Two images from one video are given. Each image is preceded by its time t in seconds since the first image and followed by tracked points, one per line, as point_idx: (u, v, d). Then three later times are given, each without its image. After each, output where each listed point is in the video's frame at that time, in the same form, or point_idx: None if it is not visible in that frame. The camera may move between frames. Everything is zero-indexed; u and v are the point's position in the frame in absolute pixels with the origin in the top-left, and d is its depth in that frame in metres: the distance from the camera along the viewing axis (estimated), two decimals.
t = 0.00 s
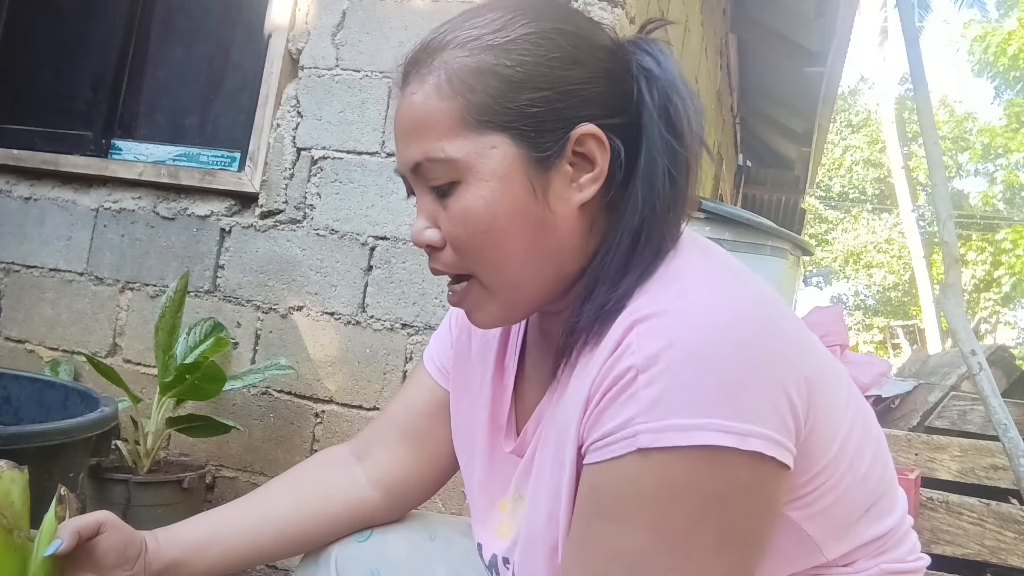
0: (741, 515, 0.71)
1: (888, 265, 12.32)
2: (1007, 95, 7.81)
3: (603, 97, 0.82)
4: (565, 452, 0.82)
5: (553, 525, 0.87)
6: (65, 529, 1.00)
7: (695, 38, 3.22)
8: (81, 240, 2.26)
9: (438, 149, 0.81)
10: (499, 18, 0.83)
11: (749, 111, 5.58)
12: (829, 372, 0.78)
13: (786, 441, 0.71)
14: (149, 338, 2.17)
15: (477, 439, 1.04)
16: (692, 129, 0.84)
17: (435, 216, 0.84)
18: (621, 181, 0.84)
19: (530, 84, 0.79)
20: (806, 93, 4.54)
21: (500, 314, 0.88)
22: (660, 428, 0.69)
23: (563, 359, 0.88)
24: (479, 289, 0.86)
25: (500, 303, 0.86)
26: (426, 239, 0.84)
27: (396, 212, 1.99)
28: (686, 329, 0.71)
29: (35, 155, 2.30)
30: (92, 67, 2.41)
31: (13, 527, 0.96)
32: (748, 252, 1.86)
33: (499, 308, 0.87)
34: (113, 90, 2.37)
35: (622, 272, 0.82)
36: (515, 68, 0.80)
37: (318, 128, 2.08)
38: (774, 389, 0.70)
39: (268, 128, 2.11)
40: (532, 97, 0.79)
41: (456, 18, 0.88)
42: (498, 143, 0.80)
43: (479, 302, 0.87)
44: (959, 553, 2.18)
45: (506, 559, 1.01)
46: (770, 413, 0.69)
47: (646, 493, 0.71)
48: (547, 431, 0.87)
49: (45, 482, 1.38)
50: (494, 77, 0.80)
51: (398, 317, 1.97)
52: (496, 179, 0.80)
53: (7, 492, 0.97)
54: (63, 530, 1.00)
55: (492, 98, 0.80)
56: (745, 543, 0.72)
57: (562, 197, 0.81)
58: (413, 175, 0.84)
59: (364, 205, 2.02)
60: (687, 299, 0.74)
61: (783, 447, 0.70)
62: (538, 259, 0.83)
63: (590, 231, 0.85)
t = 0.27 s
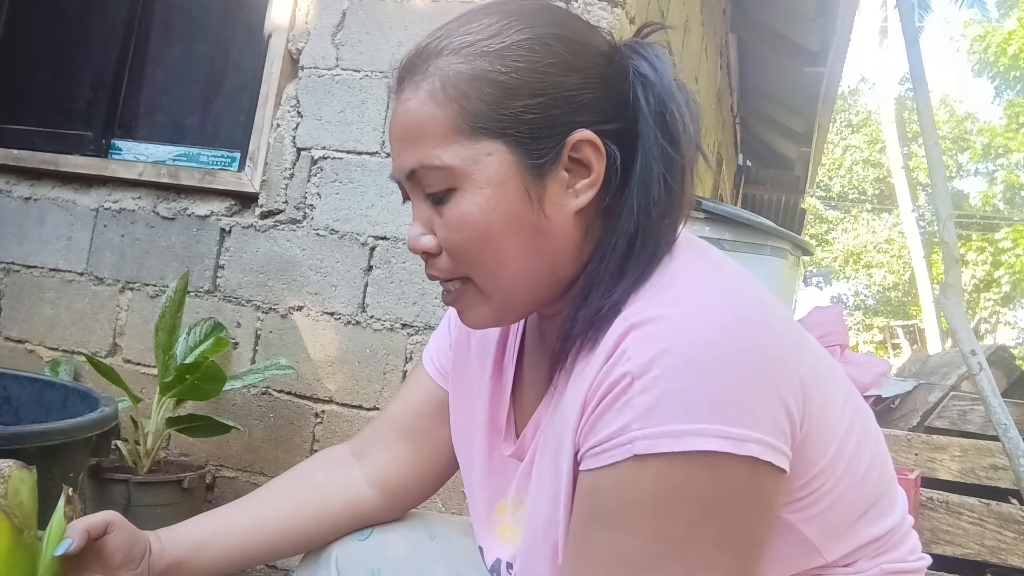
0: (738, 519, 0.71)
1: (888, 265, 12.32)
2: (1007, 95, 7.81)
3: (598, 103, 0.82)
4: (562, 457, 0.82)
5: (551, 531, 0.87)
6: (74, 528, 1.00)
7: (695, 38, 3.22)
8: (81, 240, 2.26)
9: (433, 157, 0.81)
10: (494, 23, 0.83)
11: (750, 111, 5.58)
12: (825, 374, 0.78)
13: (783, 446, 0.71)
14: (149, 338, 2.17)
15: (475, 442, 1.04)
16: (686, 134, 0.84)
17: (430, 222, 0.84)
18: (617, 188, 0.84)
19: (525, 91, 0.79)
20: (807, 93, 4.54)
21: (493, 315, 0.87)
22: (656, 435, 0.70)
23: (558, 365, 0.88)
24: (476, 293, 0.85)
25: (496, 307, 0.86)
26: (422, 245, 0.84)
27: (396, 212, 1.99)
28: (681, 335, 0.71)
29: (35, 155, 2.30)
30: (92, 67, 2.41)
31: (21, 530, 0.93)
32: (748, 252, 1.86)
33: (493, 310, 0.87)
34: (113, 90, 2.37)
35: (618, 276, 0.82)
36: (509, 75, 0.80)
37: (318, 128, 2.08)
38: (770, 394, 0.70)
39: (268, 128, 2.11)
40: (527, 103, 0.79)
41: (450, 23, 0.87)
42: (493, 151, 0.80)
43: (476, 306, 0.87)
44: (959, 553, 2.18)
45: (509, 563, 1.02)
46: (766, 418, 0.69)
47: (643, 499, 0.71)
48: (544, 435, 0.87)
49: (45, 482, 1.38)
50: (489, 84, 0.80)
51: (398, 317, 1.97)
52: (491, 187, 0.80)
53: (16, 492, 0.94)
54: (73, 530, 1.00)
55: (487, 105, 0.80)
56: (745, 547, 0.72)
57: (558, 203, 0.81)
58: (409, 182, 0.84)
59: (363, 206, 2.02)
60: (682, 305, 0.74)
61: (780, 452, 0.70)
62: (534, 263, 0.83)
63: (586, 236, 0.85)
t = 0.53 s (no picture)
0: (739, 522, 0.70)
1: (888, 265, 12.32)
2: (1007, 95, 7.81)
3: (599, 104, 0.82)
4: (561, 463, 0.82)
5: (552, 537, 0.87)
6: (79, 529, 1.02)
7: (695, 38, 3.22)
8: (81, 240, 2.26)
9: (432, 154, 0.81)
10: (497, 22, 0.83)
11: (749, 111, 5.58)
12: (822, 374, 0.78)
13: (781, 448, 0.71)
14: (149, 338, 2.17)
15: (473, 446, 1.04)
16: (685, 137, 0.85)
17: (427, 221, 0.84)
18: (616, 190, 0.84)
19: (525, 91, 0.79)
20: (806, 93, 4.54)
21: (489, 318, 0.87)
22: (654, 442, 0.70)
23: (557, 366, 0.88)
24: (473, 294, 0.86)
25: (493, 308, 0.86)
26: (418, 244, 0.84)
27: (396, 212, 1.99)
28: (676, 341, 0.71)
29: (35, 155, 2.30)
30: (92, 67, 2.41)
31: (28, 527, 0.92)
32: (748, 252, 1.86)
33: (490, 312, 0.87)
34: (113, 90, 2.37)
35: (616, 279, 0.82)
36: (511, 74, 0.80)
37: (318, 128, 2.08)
38: (766, 398, 0.70)
39: (268, 128, 2.11)
40: (527, 103, 0.79)
41: (453, 21, 0.87)
42: (492, 150, 0.80)
43: (473, 308, 0.87)
44: (959, 553, 2.18)
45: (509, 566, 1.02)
46: (763, 422, 0.69)
47: (644, 505, 0.71)
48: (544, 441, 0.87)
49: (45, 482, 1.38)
50: (490, 82, 0.80)
51: (398, 317, 1.97)
52: (490, 186, 0.80)
53: (23, 491, 0.93)
54: (79, 531, 1.01)
55: (487, 104, 0.80)
56: (746, 550, 0.72)
57: (556, 204, 0.81)
58: (407, 179, 0.84)
59: (364, 206, 2.02)
60: (676, 310, 0.74)
61: (778, 454, 0.70)
62: (532, 265, 0.83)
63: (584, 239, 0.85)
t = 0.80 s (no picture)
0: (734, 520, 0.70)
1: (888, 265, 12.32)
2: (1007, 95, 7.81)
3: (600, 102, 0.82)
4: (559, 456, 0.82)
5: (547, 531, 0.87)
6: (81, 528, 1.00)
7: (695, 38, 3.21)
8: (81, 240, 2.26)
9: (434, 153, 0.81)
10: (497, 21, 0.83)
11: (749, 111, 5.58)
12: (823, 375, 0.78)
13: (779, 446, 0.71)
14: (149, 338, 2.17)
15: (474, 442, 1.04)
16: (686, 134, 0.85)
17: (430, 220, 0.84)
18: (618, 188, 0.84)
19: (526, 88, 0.79)
20: (806, 93, 4.54)
21: (495, 319, 0.88)
22: (651, 434, 0.70)
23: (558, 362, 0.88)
24: (475, 293, 0.86)
25: (495, 307, 0.86)
26: (420, 242, 0.84)
27: (396, 212, 1.99)
28: (677, 335, 0.71)
29: (35, 155, 2.30)
30: (92, 67, 2.40)
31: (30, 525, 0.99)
32: (748, 251, 1.86)
33: (492, 312, 0.87)
34: (113, 90, 2.37)
35: (617, 278, 0.82)
36: (513, 72, 0.80)
37: (319, 127, 2.08)
38: (766, 395, 0.70)
39: (269, 128, 2.11)
40: (528, 101, 0.79)
41: (452, 20, 0.87)
42: (494, 148, 0.80)
43: (475, 305, 0.87)
44: (959, 553, 2.18)
45: (501, 561, 1.02)
46: (763, 419, 0.69)
47: (639, 500, 0.71)
48: (543, 434, 0.87)
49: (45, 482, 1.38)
50: (491, 81, 0.80)
51: (398, 317, 1.97)
52: (492, 184, 0.79)
53: (26, 492, 1.01)
54: (81, 530, 0.99)
55: (489, 102, 0.80)
56: (741, 549, 0.72)
57: (558, 202, 0.81)
58: (409, 178, 0.84)
59: (364, 205, 2.02)
60: (678, 305, 0.74)
61: (776, 451, 0.70)
62: (535, 263, 0.83)
63: (585, 236, 0.85)
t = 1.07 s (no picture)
0: (732, 518, 0.70)
1: (888, 264, 12.32)
2: (1007, 95, 7.81)
3: (592, 107, 0.82)
4: (557, 456, 0.82)
5: (547, 530, 0.87)
6: (88, 526, 1.04)
7: (695, 39, 3.21)
8: (81, 240, 2.26)
9: (427, 164, 0.81)
10: (486, 29, 0.83)
11: (750, 111, 5.58)
12: (819, 374, 0.78)
13: (775, 443, 0.71)
14: (149, 338, 2.17)
15: (472, 443, 1.04)
16: (680, 136, 0.85)
17: (425, 229, 0.84)
18: (612, 192, 0.84)
19: (517, 97, 0.79)
20: (807, 93, 4.54)
21: (491, 322, 0.87)
22: (647, 433, 0.70)
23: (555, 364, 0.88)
24: (472, 299, 0.86)
25: (493, 313, 0.86)
26: (417, 252, 0.84)
27: (396, 212, 1.99)
28: (671, 333, 0.71)
29: (35, 155, 2.30)
30: (92, 67, 2.41)
31: (38, 526, 0.93)
32: (748, 252, 1.86)
33: (490, 316, 0.87)
34: (112, 90, 2.37)
35: (612, 280, 0.82)
36: (503, 80, 0.79)
37: (318, 128, 2.08)
38: (761, 392, 0.70)
39: (268, 128, 2.11)
40: (519, 109, 0.79)
41: (441, 28, 0.87)
42: (487, 157, 0.80)
43: (472, 311, 0.87)
44: (959, 554, 2.18)
45: (506, 564, 1.02)
46: (758, 416, 0.69)
47: (637, 500, 0.71)
48: (542, 434, 0.87)
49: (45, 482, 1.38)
50: (482, 90, 0.80)
51: (398, 317, 1.97)
52: (486, 194, 0.80)
53: (33, 490, 0.92)
54: (87, 528, 1.03)
55: (480, 111, 0.80)
56: (741, 547, 0.72)
57: (553, 209, 0.81)
58: (403, 189, 0.84)
59: (363, 206, 2.02)
60: (672, 303, 0.74)
61: (772, 449, 0.70)
62: (530, 268, 0.83)
63: (582, 240, 0.85)
